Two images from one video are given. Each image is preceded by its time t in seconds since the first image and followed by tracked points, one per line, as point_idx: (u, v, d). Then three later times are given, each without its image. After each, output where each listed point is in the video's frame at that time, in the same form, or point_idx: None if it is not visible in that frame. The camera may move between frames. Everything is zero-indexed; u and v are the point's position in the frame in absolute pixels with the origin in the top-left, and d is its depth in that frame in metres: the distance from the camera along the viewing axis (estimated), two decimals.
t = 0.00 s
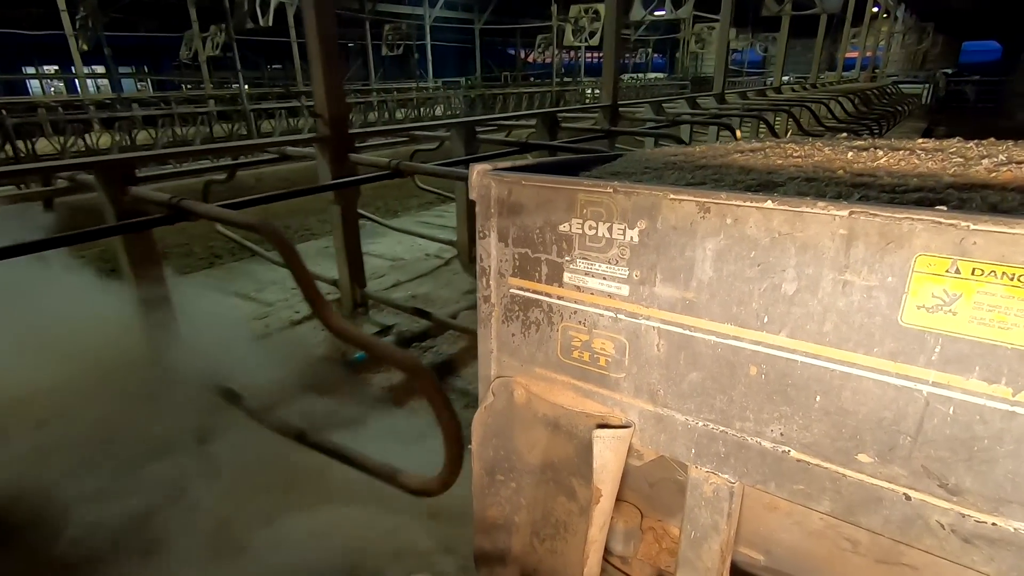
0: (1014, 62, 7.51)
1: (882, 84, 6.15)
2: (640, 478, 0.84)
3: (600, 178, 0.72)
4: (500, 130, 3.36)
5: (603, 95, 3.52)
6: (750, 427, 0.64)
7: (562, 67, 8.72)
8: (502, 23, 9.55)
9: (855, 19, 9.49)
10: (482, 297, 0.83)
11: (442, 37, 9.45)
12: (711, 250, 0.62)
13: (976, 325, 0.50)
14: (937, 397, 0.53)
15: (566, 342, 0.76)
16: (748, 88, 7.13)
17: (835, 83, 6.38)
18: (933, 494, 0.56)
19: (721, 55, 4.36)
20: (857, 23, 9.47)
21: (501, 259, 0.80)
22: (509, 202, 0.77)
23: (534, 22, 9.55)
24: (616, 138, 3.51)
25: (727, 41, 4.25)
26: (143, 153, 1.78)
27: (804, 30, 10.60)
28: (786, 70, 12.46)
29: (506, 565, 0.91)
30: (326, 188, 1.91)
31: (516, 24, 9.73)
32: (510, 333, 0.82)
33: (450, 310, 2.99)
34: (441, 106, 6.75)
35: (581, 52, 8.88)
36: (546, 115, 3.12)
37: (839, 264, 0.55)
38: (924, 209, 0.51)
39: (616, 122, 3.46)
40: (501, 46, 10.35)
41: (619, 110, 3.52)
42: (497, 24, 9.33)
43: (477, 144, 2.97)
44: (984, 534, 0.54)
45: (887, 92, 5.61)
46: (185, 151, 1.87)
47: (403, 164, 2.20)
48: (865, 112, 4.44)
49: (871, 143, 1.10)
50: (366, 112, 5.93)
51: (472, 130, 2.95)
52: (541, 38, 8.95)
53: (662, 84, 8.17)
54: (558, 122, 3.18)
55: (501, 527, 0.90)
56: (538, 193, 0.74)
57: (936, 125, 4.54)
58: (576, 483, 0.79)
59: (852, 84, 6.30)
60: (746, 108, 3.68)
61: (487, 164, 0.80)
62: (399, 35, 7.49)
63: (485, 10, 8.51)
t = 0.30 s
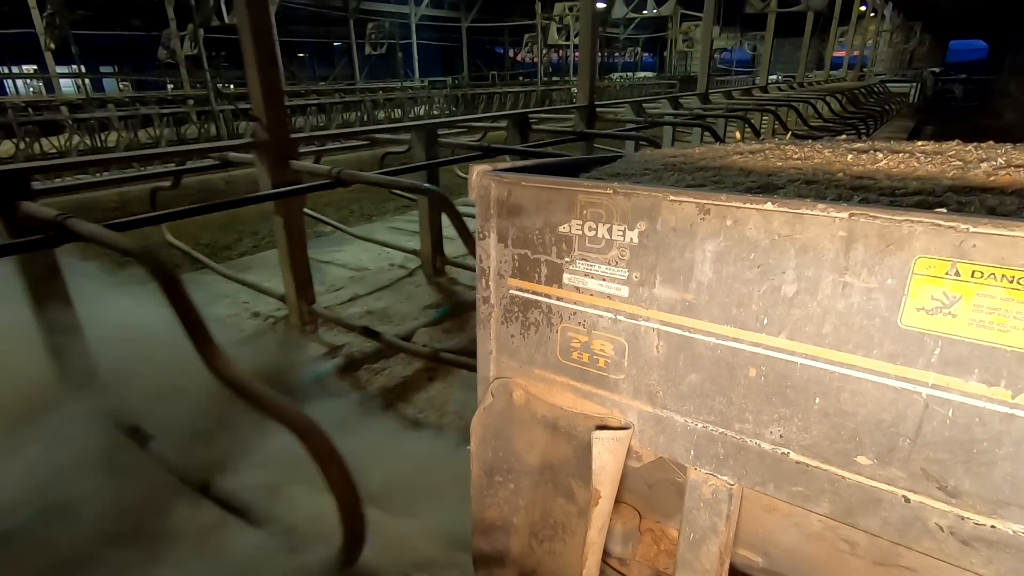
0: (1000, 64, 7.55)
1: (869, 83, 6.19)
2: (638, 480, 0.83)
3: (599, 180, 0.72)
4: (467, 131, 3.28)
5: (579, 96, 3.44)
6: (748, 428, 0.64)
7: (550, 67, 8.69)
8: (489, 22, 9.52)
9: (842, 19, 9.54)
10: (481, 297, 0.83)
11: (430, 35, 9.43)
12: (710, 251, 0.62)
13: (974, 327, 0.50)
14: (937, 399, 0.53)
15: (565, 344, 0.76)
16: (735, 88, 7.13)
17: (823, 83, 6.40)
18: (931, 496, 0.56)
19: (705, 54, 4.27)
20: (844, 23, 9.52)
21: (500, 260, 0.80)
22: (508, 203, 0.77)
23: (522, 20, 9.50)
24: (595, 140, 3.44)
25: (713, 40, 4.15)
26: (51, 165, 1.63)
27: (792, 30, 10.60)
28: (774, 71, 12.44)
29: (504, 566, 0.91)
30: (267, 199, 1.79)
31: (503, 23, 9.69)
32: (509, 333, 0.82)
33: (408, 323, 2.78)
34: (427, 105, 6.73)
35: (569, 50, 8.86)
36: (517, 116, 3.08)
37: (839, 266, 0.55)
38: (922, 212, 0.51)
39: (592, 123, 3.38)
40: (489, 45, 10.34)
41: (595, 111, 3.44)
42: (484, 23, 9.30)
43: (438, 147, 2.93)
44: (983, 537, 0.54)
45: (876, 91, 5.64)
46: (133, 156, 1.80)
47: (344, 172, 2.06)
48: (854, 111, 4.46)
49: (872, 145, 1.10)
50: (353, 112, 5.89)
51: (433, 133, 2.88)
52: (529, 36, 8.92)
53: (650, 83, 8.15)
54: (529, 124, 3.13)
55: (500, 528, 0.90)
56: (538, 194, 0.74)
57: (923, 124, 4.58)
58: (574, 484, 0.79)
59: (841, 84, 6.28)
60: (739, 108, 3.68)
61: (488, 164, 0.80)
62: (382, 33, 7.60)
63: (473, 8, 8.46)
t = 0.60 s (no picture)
0: (987, 64, 7.54)
1: (853, 82, 6.25)
2: (639, 475, 0.83)
3: (599, 175, 0.72)
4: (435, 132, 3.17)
5: (555, 95, 3.34)
6: (750, 423, 0.64)
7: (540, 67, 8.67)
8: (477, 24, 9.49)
9: (827, 17, 9.61)
10: (482, 293, 0.83)
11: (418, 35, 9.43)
12: (711, 245, 0.62)
13: (976, 318, 0.50)
14: (939, 391, 0.53)
15: (566, 339, 0.76)
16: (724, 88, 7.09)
17: (810, 80, 6.43)
18: (934, 489, 0.56)
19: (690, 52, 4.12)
20: (829, 22, 9.60)
21: (501, 256, 0.79)
22: (509, 199, 0.77)
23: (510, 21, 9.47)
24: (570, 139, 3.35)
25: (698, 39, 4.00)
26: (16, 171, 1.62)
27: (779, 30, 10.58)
28: (762, 70, 12.42)
29: (505, 562, 0.90)
30: (194, 212, 1.73)
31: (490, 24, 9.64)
32: (509, 329, 0.82)
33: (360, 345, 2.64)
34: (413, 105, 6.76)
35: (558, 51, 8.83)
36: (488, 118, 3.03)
37: (840, 258, 0.55)
38: (924, 203, 0.51)
39: (568, 125, 3.29)
40: (477, 44, 10.35)
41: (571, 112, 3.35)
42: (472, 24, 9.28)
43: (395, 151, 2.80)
44: (988, 529, 0.54)
45: (863, 88, 5.68)
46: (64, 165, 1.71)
47: (277, 183, 1.96)
48: (842, 108, 4.49)
49: (873, 141, 1.10)
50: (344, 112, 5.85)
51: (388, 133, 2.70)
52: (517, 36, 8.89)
53: (638, 83, 8.11)
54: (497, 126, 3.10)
55: (501, 524, 0.90)
56: (538, 190, 0.74)
57: (908, 120, 4.64)
58: (576, 480, 0.79)
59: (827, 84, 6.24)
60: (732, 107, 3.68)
61: (487, 161, 0.80)
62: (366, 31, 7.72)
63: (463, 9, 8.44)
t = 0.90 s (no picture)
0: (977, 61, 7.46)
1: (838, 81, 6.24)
2: (640, 459, 0.82)
3: (599, 153, 0.70)
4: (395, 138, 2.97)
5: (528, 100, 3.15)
6: (752, 403, 0.63)
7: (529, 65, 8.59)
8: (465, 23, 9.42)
9: (814, 15, 9.60)
10: (481, 275, 0.82)
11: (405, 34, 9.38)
12: (713, 221, 0.61)
13: (985, 290, 0.49)
14: (946, 365, 0.52)
15: (566, 321, 0.75)
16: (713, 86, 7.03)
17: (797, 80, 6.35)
18: (940, 467, 0.55)
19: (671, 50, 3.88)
20: (816, 20, 9.58)
21: (500, 237, 0.78)
22: (508, 178, 0.75)
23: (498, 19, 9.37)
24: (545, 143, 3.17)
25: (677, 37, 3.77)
26: None
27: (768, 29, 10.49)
28: (752, 69, 12.31)
29: (505, 545, 0.89)
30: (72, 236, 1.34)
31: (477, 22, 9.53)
32: (509, 312, 0.81)
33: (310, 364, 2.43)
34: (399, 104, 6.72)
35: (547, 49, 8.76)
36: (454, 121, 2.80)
37: (845, 232, 0.54)
38: (932, 173, 0.50)
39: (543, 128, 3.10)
40: (465, 43, 10.31)
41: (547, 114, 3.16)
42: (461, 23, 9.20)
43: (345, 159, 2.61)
44: (994, 506, 0.53)
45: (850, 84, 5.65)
46: None
47: (193, 197, 1.52)
48: (829, 102, 4.47)
49: (876, 121, 1.07)
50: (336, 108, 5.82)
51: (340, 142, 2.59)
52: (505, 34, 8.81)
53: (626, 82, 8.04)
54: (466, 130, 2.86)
55: (501, 509, 0.89)
56: (537, 168, 0.72)
57: (893, 114, 4.63)
58: (577, 464, 0.78)
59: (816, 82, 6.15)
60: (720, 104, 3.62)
61: (485, 140, 0.79)
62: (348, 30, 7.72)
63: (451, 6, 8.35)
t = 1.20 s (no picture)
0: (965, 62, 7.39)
1: (827, 82, 6.24)
2: (639, 461, 0.82)
3: (597, 155, 0.70)
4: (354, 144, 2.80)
5: (499, 102, 3.06)
6: (751, 404, 0.63)
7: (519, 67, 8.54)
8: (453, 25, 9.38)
9: (802, 16, 9.62)
10: (480, 277, 0.82)
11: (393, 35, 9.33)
12: (711, 223, 0.61)
13: (982, 292, 0.49)
14: (943, 367, 0.52)
15: (564, 323, 0.75)
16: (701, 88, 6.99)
17: (784, 82, 6.28)
18: (938, 468, 0.55)
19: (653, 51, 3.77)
20: (804, 22, 9.55)
21: (498, 238, 0.78)
22: (506, 179, 0.75)
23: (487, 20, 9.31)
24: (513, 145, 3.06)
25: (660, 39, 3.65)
26: None
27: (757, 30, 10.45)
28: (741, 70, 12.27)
29: (503, 547, 0.89)
30: None
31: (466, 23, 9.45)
32: (507, 314, 0.81)
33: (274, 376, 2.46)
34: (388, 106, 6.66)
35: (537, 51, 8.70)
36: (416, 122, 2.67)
37: (842, 234, 0.54)
38: (929, 175, 0.50)
39: (515, 130, 3.01)
40: (454, 45, 10.27)
41: (518, 117, 3.07)
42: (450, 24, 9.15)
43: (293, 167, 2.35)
44: (991, 508, 0.53)
45: (837, 84, 5.65)
46: None
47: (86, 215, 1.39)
48: (817, 101, 4.46)
49: (874, 122, 1.07)
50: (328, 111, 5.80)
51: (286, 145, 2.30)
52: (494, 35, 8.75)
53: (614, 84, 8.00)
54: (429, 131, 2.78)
55: (500, 511, 0.89)
56: (536, 170, 0.72)
57: (880, 112, 4.63)
58: (574, 467, 0.78)
59: (803, 84, 6.07)
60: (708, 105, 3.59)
61: (483, 142, 0.79)
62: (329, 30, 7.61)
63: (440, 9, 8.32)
